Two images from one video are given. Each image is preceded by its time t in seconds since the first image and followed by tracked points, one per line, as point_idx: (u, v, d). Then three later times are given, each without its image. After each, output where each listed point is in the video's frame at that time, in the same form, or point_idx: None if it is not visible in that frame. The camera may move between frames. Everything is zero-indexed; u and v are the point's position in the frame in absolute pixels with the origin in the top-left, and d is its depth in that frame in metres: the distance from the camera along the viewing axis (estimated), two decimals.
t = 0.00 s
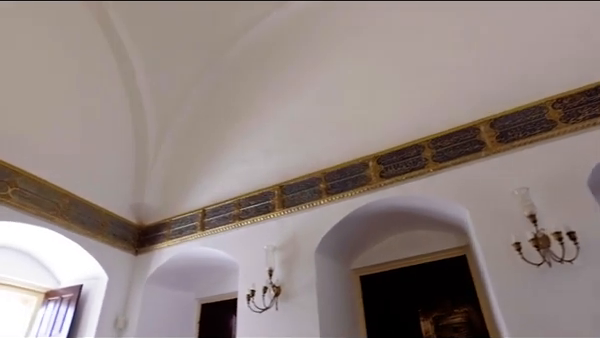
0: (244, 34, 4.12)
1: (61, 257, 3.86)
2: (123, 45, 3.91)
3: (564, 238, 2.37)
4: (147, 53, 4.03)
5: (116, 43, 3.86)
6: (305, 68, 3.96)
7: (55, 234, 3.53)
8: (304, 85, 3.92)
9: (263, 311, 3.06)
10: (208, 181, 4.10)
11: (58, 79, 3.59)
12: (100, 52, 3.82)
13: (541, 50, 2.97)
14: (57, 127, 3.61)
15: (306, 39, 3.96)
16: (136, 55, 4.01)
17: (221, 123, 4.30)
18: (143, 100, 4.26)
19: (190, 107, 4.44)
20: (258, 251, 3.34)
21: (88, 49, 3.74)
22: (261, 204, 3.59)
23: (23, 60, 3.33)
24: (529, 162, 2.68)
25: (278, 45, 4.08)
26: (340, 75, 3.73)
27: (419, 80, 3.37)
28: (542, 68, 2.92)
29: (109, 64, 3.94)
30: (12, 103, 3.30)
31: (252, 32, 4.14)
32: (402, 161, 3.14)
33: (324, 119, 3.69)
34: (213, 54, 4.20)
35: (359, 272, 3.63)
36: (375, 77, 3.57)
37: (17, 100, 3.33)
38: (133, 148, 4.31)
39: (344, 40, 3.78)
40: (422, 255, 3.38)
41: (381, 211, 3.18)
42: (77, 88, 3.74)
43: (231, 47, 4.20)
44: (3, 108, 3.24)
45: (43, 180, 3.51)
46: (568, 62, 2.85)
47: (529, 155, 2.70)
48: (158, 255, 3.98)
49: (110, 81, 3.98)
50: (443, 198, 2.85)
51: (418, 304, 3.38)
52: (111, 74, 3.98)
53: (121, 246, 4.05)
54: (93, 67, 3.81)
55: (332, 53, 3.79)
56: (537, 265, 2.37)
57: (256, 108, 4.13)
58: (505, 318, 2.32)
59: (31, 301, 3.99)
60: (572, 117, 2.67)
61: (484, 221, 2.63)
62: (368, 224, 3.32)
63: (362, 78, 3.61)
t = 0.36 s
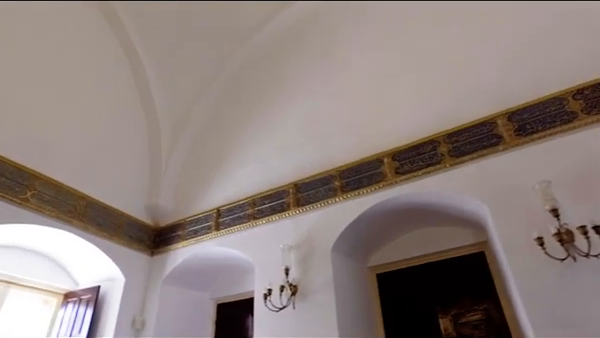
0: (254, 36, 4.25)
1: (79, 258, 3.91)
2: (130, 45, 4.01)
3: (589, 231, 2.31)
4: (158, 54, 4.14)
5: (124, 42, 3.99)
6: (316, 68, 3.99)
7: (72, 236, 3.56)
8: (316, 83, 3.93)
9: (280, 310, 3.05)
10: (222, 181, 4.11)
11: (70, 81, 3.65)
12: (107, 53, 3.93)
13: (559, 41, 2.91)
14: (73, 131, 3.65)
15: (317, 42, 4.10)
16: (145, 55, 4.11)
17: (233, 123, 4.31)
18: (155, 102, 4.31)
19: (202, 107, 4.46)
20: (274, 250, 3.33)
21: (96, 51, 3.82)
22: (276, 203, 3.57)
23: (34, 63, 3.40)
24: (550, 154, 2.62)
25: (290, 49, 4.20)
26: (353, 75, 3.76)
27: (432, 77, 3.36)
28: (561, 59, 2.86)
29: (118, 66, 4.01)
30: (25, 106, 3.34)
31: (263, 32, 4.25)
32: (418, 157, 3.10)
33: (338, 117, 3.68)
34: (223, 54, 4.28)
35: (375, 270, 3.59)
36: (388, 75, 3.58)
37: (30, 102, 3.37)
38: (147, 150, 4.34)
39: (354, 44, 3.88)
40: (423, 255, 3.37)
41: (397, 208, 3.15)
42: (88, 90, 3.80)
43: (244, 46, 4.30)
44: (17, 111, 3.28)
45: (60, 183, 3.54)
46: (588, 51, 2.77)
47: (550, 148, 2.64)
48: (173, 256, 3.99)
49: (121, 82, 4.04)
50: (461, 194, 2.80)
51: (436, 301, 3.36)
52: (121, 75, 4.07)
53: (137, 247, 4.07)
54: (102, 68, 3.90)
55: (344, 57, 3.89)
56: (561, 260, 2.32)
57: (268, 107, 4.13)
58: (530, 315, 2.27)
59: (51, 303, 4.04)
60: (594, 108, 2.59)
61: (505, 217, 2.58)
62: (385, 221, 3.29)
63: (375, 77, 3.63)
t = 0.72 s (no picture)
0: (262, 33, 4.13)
1: (95, 260, 3.94)
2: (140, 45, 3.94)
3: None
4: (166, 54, 4.07)
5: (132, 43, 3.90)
6: (328, 64, 3.93)
7: (88, 238, 3.60)
8: (327, 81, 3.89)
9: (297, 309, 3.04)
10: (236, 181, 4.11)
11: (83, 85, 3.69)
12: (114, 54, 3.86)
13: (579, 28, 2.82)
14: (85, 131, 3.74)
15: (329, 37, 3.95)
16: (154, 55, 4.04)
17: (245, 123, 4.32)
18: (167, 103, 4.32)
19: (214, 107, 4.46)
20: (289, 250, 3.32)
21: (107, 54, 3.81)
22: (290, 202, 3.56)
23: (47, 67, 3.44)
24: (571, 148, 2.56)
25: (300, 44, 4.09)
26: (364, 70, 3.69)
27: (448, 70, 3.27)
28: (580, 48, 2.78)
29: (128, 67, 4.01)
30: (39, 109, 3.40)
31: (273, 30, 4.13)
32: (434, 153, 3.06)
33: (350, 114, 3.65)
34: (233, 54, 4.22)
35: (392, 268, 3.56)
36: (402, 70, 3.49)
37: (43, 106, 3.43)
38: (159, 151, 4.39)
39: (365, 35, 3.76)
40: (429, 255, 3.40)
41: (413, 205, 3.11)
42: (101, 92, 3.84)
43: (253, 46, 4.20)
44: (31, 116, 3.34)
45: (76, 186, 3.61)
46: None
47: (571, 141, 2.57)
48: (188, 257, 4.00)
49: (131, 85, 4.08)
50: (479, 189, 2.75)
51: (454, 299, 3.27)
52: (132, 77, 4.06)
53: (152, 248, 4.10)
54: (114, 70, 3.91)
55: (353, 50, 3.79)
56: (586, 255, 2.26)
57: (280, 106, 4.13)
58: (554, 312, 2.22)
59: (70, 304, 4.08)
60: None
61: (525, 212, 2.53)
62: (401, 219, 3.25)
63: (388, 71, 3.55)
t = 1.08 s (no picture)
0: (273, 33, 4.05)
1: (111, 262, 3.97)
2: (149, 44, 3.90)
3: None
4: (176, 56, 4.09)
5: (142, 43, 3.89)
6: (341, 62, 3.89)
7: (105, 241, 3.63)
8: (339, 79, 3.87)
9: (315, 309, 3.02)
10: (249, 181, 4.10)
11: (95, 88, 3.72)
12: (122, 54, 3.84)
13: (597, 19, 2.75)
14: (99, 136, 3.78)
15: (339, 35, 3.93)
16: (164, 56, 4.01)
17: (257, 123, 4.32)
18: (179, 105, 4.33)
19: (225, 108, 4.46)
20: (305, 249, 3.30)
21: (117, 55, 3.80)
22: (304, 201, 3.55)
23: (61, 71, 3.48)
24: (592, 141, 2.51)
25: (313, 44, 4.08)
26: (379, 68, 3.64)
27: (464, 65, 3.21)
28: None
29: (139, 69, 4.02)
30: (52, 113, 3.45)
31: (280, 33, 4.02)
32: (449, 149, 3.02)
33: (364, 112, 3.62)
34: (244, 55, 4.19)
35: (408, 266, 3.53)
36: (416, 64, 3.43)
37: (57, 110, 3.48)
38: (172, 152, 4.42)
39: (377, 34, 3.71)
40: (445, 253, 3.36)
41: (430, 202, 3.07)
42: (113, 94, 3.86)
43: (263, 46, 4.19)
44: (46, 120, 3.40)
45: (92, 189, 3.64)
46: None
47: (592, 134, 2.52)
48: (203, 258, 4.01)
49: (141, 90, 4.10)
50: (496, 185, 2.71)
51: (473, 298, 3.20)
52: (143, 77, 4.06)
53: (167, 250, 4.11)
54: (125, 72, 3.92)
55: (367, 49, 3.70)
56: None
57: (292, 105, 4.11)
58: (578, 309, 2.18)
59: (87, 306, 4.11)
60: None
61: (546, 207, 2.48)
62: (417, 216, 3.21)
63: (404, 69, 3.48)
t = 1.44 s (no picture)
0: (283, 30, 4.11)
1: (130, 264, 4.00)
2: (161, 44, 3.98)
3: None
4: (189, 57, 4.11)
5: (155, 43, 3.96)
6: (353, 59, 3.88)
7: (123, 243, 3.66)
8: (352, 76, 3.85)
9: (334, 308, 3.00)
10: (264, 181, 4.10)
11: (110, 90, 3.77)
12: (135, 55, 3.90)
13: None
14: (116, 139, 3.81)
15: (350, 32, 3.93)
16: (176, 55, 4.09)
17: (270, 122, 4.32)
18: (192, 106, 4.36)
19: (238, 108, 4.47)
20: (323, 248, 3.29)
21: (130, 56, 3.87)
22: (321, 200, 3.53)
23: (76, 75, 3.54)
24: None
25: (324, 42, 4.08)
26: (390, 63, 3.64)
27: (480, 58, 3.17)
28: None
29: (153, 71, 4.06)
30: (69, 117, 3.50)
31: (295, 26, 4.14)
32: (468, 144, 2.97)
33: (378, 109, 3.60)
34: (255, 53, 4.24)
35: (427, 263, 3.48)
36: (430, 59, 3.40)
37: (74, 114, 3.53)
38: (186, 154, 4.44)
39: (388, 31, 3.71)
40: (467, 249, 3.31)
41: (449, 198, 3.03)
42: (128, 96, 3.92)
43: (274, 45, 4.19)
44: (63, 124, 3.44)
45: (109, 192, 3.67)
46: None
47: None
48: (220, 259, 4.02)
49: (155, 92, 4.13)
50: (516, 179, 2.67)
51: (496, 295, 3.15)
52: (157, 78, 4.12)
53: (184, 251, 4.13)
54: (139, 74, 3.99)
55: (379, 44, 3.74)
56: None
57: (305, 104, 4.10)
58: None
59: (106, 307, 4.15)
60: None
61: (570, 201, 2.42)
62: (436, 213, 3.18)
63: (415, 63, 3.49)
